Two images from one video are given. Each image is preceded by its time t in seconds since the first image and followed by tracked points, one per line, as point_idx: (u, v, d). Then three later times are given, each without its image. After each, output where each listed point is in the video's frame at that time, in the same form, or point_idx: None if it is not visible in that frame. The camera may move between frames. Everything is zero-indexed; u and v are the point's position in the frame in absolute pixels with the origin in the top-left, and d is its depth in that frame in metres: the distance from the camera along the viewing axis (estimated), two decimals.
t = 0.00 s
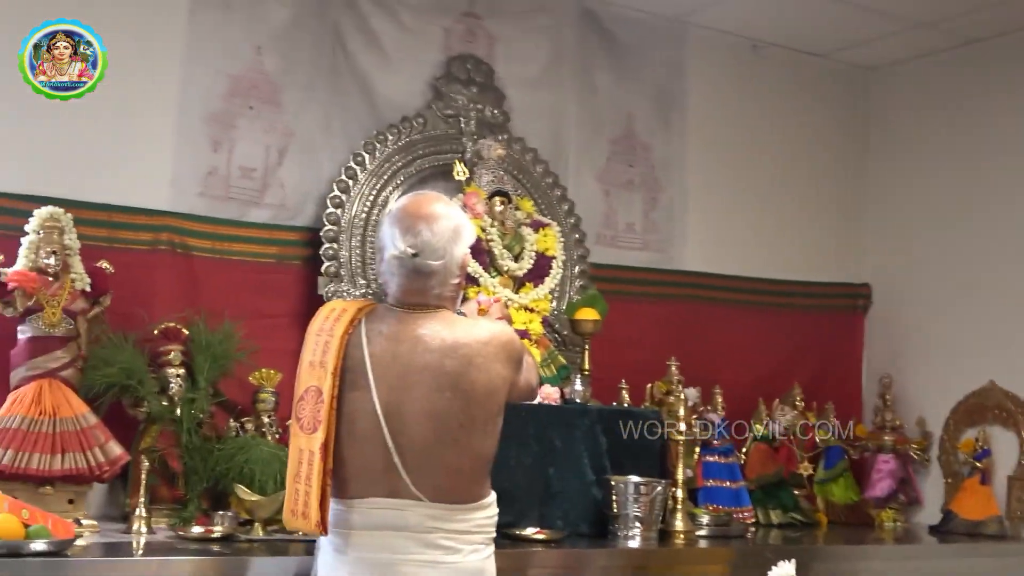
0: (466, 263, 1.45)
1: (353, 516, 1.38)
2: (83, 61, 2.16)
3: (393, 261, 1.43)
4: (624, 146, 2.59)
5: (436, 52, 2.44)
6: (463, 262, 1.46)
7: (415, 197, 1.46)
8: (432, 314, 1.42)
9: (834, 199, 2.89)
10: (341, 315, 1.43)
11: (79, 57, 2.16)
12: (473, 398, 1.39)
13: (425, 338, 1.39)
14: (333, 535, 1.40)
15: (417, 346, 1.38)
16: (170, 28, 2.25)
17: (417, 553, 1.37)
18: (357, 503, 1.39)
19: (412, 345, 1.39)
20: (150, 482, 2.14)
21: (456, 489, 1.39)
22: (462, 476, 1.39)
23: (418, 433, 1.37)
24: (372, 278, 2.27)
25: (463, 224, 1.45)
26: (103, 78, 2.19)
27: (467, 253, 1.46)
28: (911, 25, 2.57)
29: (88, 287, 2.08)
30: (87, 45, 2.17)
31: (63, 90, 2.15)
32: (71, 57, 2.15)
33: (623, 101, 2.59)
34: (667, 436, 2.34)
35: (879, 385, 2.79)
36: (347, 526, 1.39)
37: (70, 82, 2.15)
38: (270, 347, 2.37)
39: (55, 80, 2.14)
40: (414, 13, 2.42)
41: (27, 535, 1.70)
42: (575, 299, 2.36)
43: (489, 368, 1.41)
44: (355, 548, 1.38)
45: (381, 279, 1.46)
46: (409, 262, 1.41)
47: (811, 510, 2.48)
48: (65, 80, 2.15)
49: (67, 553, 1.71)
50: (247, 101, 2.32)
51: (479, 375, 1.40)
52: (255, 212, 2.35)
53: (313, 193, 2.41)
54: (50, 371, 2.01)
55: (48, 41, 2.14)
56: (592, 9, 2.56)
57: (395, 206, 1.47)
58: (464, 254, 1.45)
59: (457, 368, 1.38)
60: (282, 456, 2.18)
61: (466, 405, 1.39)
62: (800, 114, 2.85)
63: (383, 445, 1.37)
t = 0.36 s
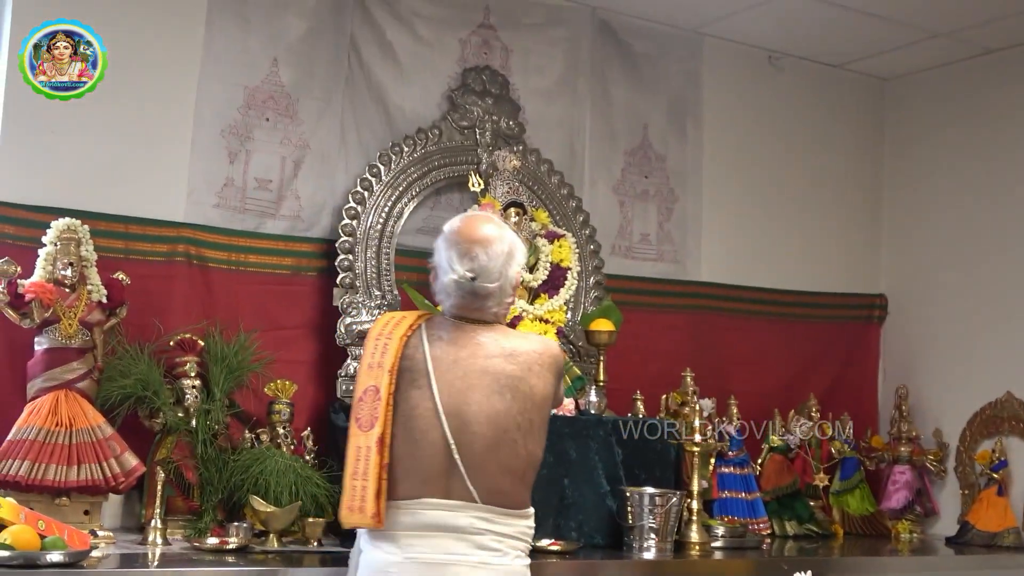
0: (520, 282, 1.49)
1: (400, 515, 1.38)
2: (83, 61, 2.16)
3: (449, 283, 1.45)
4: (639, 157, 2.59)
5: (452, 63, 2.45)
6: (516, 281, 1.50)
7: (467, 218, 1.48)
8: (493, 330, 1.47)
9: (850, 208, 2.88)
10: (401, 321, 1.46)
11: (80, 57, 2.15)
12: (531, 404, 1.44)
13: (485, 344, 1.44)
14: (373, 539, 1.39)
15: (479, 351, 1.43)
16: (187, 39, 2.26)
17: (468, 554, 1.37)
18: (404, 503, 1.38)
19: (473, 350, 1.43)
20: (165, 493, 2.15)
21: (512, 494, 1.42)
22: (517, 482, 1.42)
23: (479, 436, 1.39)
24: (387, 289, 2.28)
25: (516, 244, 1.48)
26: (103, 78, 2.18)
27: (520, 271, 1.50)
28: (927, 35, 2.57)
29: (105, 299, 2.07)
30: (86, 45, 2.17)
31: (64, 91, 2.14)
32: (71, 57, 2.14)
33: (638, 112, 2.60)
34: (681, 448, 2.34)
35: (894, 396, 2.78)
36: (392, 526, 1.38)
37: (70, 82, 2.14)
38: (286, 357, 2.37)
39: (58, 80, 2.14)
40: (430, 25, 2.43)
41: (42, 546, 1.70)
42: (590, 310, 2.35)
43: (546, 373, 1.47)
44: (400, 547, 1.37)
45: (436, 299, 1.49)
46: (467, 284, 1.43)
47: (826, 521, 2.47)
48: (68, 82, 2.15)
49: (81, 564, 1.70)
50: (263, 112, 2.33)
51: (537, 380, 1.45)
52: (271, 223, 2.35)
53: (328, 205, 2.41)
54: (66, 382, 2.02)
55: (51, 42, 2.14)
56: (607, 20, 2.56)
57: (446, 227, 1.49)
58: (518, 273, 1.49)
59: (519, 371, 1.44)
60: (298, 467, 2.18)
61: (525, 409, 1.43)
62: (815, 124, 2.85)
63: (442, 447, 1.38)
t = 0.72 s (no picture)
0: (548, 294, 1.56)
1: (430, 518, 1.44)
2: (83, 61, 2.15)
3: (482, 293, 1.52)
4: (647, 166, 2.59)
5: (460, 72, 2.45)
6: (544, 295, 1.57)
7: (499, 233, 1.56)
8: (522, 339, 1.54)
9: (859, 217, 2.88)
10: (431, 330, 1.53)
11: (79, 57, 2.15)
12: (562, 411, 1.52)
13: (514, 353, 1.51)
14: (403, 541, 1.45)
15: (509, 359, 1.49)
16: (196, 47, 2.27)
17: (493, 557, 1.42)
18: (434, 507, 1.44)
19: (502, 358, 1.49)
20: (174, 502, 2.15)
21: (538, 498, 1.48)
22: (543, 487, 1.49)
23: (509, 440, 1.45)
24: (395, 297, 2.28)
25: (546, 258, 1.56)
26: (103, 78, 2.18)
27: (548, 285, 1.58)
28: (935, 42, 2.57)
29: (113, 307, 2.08)
30: (87, 45, 2.16)
31: (63, 91, 2.14)
32: (71, 57, 2.14)
33: (646, 121, 2.60)
34: (690, 457, 2.36)
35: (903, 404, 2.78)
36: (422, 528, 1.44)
37: (70, 82, 2.14)
38: (294, 366, 2.38)
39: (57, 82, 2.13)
40: (439, 34, 2.43)
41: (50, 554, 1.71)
42: (598, 318, 2.34)
43: (574, 383, 1.54)
44: (429, 548, 1.43)
45: (467, 308, 1.56)
46: (499, 294, 1.50)
47: (836, 530, 2.45)
48: (67, 83, 2.14)
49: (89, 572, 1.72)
50: (272, 121, 2.33)
51: (567, 389, 1.53)
52: (279, 231, 2.36)
53: (337, 213, 2.42)
54: (75, 391, 2.02)
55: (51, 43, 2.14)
56: (615, 29, 2.57)
57: (480, 241, 1.56)
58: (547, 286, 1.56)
59: (551, 378, 1.51)
60: (306, 475, 2.18)
61: (556, 416, 1.50)
62: (823, 131, 2.84)
63: (474, 451, 1.44)
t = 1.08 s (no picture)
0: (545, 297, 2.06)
1: (458, 483, 1.87)
2: (83, 61, 2.45)
3: (494, 295, 2.02)
4: (633, 189, 3.05)
5: (475, 110, 2.90)
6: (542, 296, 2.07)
7: (508, 250, 2.09)
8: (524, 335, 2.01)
9: (812, 230, 3.41)
10: (450, 332, 1.99)
11: (79, 56, 2.44)
12: (557, 394, 1.98)
13: (520, 348, 1.98)
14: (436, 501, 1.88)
15: (516, 353, 1.96)
16: (254, 89, 2.69)
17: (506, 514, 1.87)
18: (462, 475, 1.89)
19: (510, 352, 1.96)
20: (237, 469, 2.58)
21: (538, 465, 1.93)
22: (543, 456, 1.95)
23: (518, 417, 1.91)
24: (421, 300, 2.71)
25: (542, 267, 2.07)
26: (102, 77, 2.48)
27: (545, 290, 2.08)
28: (878, 82, 3.05)
29: (185, 306, 2.43)
30: (86, 45, 2.46)
31: (60, 89, 2.45)
32: (72, 57, 2.45)
33: (634, 151, 3.05)
34: (668, 434, 2.80)
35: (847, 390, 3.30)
36: (452, 492, 1.88)
37: (70, 82, 2.45)
38: (337, 357, 2.83)
39: (58, 80, 2.44)
40: (457, 78, 2.88)
41: (135, 513, 2.00)
42: (592, 317, 2.80)
43: (568, 374, 2.01)
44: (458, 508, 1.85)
45: (483, 307, 2.06)
46: (507, 293, 1.99)
47: (788, 493, 2.93)
48: (66, 81, 2.45)
49: (168, 529, 2.00)
50: (318, 152, 2.77)
51: (562, 377, 2.00)
52: (324, 244, 2.80)
53: (372, 229, 2.87)
54: (154, 377, 2.38)
55: (52, 42, 2.46)
56: (607, 73, 3.04)
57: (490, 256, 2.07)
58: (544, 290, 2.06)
59: (550, 369, 1.98)
60: (348, 449, 2.63)
61: (553, 398, 1.97)
62: (783, 158, 3.36)
63: (487, 427, 1.89)
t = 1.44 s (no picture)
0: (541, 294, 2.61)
1: (476, 435, 2.34)
2: (83, 61, 2.68)
3: (502, 294, 2.56)
4: (606, 217, 4.08)
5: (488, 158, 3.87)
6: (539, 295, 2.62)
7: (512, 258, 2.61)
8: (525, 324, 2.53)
9: (737, 247, 4.57)
10: (468, 323, 2.47)
11: (82, 57, 2.68)
12: (552, 368, 2.47)
13: (523, 332, 2.48)
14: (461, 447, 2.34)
15: (520, 336, 2.46)
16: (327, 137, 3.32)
17: (512, 459, 2.33)
18: (482, 429, 2.35)
19: (516, 335, 2.46)
20: (313, 422, 3.05)
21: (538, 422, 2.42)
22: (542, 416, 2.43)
23: (521, 385, 2.39)
24: (448, 298, 3.43)
25: (539, 272, 2.61)
26: (101, 77, 2.70)
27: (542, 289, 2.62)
28: (788, 138, 4.08)
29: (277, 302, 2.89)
30: (87, 45, 2.68)
31: (64, 90, 2.68)
32: (72, 57, 2.67)
33: (606, 188, 4.09)
34: (632, 396, 3.74)
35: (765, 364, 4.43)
36: (472, 443, 2.35)
37: (70, 82, 2.68)
38: (387, 341, 3.39)
39: (61, 82, 2.67)
40: (478, 135, 3.73)
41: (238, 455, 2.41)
42: (576, 310, 3.75)
43: (561, 352, 2.51)
44: (474, 454, 2.32)
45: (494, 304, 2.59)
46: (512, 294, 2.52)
47: (722, 441, 3.93)
48: (71, 83, 2.68)
49: (263, 468, 2.41)
50: (374, 190, 3.40)
51: (556, 353, 2.50)
52: (378, 257, 3.40)
53: (413, 245, 3.51)
54: (252, 355, 2.85)
55: (55, 44, 2.67)
56: (586, 132, 4.05)
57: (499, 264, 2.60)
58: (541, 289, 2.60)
59: (546, 348, 2.47)
60: (396, 408, 3.09)
61: (549, 370, 2.46)
62: (715, 194, 4.50)
63: (498, 394, 2.36)
